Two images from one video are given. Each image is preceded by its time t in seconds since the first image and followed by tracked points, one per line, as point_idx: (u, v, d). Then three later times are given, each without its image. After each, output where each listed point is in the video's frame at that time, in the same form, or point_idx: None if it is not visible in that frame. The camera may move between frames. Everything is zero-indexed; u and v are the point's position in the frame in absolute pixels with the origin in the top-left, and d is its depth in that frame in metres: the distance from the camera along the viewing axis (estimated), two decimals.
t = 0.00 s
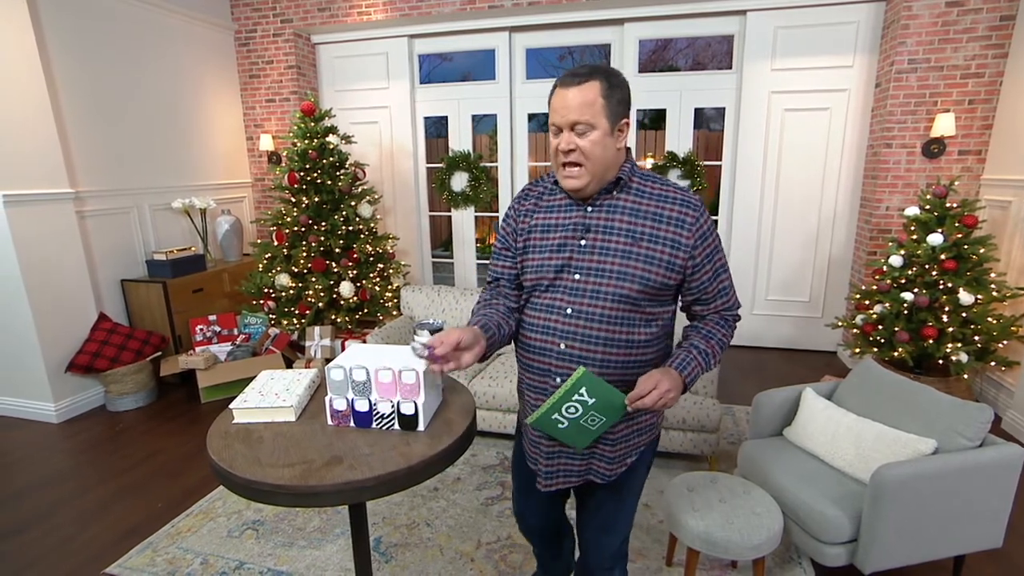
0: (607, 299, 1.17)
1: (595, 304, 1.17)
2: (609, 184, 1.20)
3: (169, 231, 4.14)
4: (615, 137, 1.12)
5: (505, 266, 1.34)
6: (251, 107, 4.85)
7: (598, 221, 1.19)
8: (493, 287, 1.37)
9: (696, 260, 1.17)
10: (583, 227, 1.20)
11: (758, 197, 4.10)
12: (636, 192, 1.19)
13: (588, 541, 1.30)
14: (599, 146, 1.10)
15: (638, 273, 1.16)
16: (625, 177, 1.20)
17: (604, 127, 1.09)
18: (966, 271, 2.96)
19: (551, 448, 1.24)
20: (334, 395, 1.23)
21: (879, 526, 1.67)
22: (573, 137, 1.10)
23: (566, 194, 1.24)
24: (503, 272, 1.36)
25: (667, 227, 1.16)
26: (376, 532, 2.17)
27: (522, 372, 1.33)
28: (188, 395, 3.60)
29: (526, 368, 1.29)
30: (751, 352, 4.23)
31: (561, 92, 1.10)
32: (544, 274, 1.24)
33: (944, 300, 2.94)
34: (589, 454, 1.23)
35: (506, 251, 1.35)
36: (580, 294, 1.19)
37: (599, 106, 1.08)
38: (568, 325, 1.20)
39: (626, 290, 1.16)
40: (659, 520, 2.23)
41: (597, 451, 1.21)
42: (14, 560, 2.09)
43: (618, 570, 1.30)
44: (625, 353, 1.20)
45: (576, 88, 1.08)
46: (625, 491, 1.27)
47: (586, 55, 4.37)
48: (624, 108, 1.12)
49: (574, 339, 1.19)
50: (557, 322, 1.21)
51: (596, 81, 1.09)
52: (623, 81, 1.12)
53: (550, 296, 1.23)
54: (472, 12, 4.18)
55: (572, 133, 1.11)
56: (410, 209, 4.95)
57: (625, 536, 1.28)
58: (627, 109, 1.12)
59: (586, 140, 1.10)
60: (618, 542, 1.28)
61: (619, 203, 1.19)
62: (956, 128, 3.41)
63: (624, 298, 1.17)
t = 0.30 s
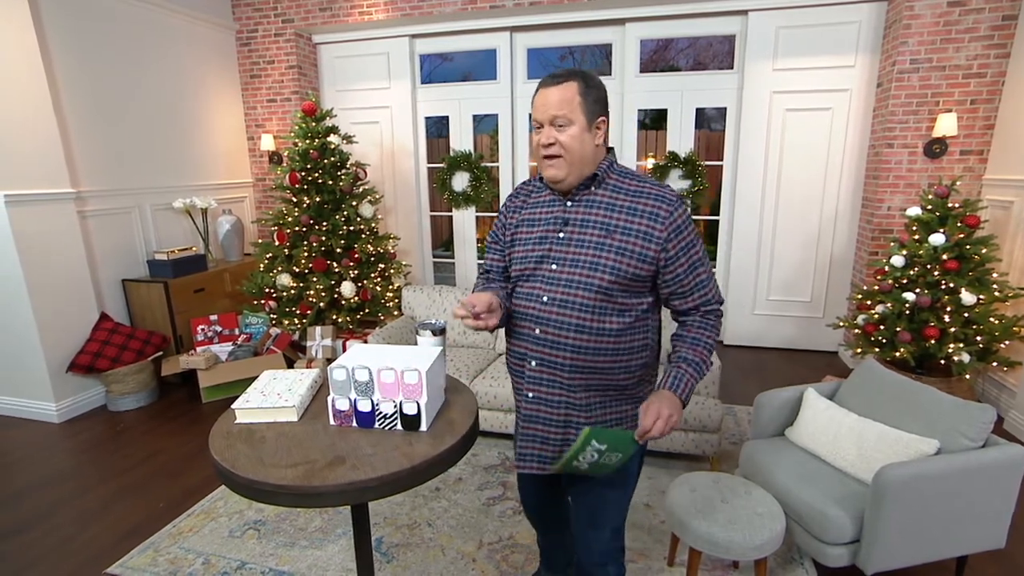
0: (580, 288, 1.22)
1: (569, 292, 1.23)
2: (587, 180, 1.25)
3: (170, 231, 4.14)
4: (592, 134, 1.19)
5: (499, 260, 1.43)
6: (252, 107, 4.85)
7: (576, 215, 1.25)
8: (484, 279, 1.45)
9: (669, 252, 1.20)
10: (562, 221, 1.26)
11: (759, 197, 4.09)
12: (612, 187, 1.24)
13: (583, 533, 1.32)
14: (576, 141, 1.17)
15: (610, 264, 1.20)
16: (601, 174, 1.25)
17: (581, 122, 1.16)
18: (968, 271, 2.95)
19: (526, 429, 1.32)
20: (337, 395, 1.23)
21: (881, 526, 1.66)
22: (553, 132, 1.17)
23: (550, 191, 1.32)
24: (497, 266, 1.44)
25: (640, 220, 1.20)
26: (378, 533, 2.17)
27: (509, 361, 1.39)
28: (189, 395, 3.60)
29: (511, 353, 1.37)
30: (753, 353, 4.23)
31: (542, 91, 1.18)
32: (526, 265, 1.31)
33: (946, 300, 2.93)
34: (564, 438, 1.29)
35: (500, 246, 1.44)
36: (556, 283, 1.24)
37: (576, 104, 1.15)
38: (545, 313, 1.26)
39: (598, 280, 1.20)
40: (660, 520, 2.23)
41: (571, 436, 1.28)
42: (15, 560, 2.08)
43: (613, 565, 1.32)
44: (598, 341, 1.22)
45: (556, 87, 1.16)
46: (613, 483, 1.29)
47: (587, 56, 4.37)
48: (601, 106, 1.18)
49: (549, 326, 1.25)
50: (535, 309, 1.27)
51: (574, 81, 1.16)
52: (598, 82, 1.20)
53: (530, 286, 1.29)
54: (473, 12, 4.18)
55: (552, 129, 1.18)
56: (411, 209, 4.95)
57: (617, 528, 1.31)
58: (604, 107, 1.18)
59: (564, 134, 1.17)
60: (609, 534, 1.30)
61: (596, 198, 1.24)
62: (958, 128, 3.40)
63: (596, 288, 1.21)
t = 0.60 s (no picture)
0: (567, 279, 1.28)
1: (557, 283, 1.28)
2: (577, 180, 1.31)
3: (172, 230, 4.14)
4: (584, 136, 1.24)
5: (494, 255, 1.48)
6: (254, 106, 4.85)
7: (566, 212, 1.30)
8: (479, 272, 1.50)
9: (651, 250, 1.25)
10: (553, 218, 1.32)
11: (762, 196, 4.08)
12: (600, 188, 1.29)
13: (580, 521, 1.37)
14: (570, 140, 1.22)
15: (595, 258, 1.26)
16: (591, 175, 1.31)
17: (575, 124, 1.21)
18: (972, 271, 2.94)
19: (516, 411, 1.37)
20: (341, 395, 1.23)
21: (886, 527, 1.66)
22: (548, 131, 1.22)
23: (544, 190, 1.38)
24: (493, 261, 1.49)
25: (624, 219, 1.25)
26: (380, 532, 2.17)
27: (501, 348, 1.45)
28: (191, 395, 3.60)
29: (502, 341, 1.42)
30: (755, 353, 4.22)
31: (538, 94, 1.23)
32: (519, 258, 1.37)
33: (950, 300, 2.92)
34: (552, 420, 1.34)
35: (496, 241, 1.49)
36: (545, 275, 1.30)
37: (571, 106, 1.20)
38: (534, 302, 1.32)
39: (584, 272, 1.26)
40: (664, 520, 2.23)
41: (558, 416, 1.33)
42: (17, 560, 2.08)
43: (611, 553, 1.35)
44: (582, 329, 1.28)
45: (552, 91, 1.21)
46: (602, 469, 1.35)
47: (589, 56, 4.36)
48: (593, 111, 1.24)
49: (537, 314, 1.31)
50: (525, 299, 1.33)
51: (569, 86, 1.22)
52: (591, 89, 1.25)
53: (521, 277, 1.35)
54: (475, 12, 4.18)
55: (548, 129, 1.23)
56: (413, 208, 4.95)
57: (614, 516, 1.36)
58: (596, 112, 1.24)
59: (559, 134, 1.21)
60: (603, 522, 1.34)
61: (585, 197, 1.29)
62: (962, 127, 3.40)
63: (582, 280, 1.27)
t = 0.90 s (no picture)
0: (575, 269, 1.29)
1: (565, 273, 1.30)
2: (579, 175, 1.33)
3: (176, 230, 4.14)
4: (587, 134, 1.26)
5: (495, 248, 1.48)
6: (258, 106, 4.85)
7: (570, 205, 1.32)
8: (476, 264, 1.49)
9: (651, 240, 1.29)
10: (557, 211, 1.33)
11: (767, 196, 4.07)
12: (602, 183, 1.32)
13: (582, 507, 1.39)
14: (575, 140, 1.24)
15: (602, 249, 1.28)
16: (592, 171, 1.33)
17: (578, 123, 1.23)
18: (979, 271, 2.93)
19: (527, 396, 1.37)
20: (350, 394, 1.22)
21: (895, 527, 1.64)
22: (554, 131, 1.23)
23: (546, 185, 1.38)
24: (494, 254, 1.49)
25: (626, 212, 1.28)
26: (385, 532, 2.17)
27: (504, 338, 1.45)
28: (195, 394, 3.60)
29: (508, 331, 1.42)
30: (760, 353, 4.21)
31: (541, 96, 1.24)
32: (523, 252, 1.37)
33: (956, 300, 2.91)
34: (562, 403, 1.35)
35: (496, 235, 1.48)
36: (553, 266, 1.32)
37: (575, 108, 1.22)
38: (543, 292, 1.33)
39: (591, 263, 1.28)
40: (669, 520, 2.22)
41: (568, 400, 1.34)
42: (22, 559, 2.08)
43: (614, 540, 1.38)
44: (590, 317, 1.31)
45: (555, 92, 1.22)
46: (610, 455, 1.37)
47: (592, 55, 4.35)
48: (594, 110, 1.26)
49: (546, 304, 1.32)
50: (533, 290, 1.34)
51: (571, 87, 1.23)
52: (592, 89, 1.27)
53: (527, 270, 1.35)
54: (479, 11, 4.17)
55: (552, 129, 1.24)
56: (417, 208, 4.96)
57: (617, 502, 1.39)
58: (597, 111, 1.26)
59: (564, 134, 1.23)
60: (607, 505, 1.37)
61: (587, 191, 1.31)
62: (968, 126, 3.38)
63: (589, 270, 1.29)
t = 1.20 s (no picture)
0: (593, 266, 1.29)
1: (582, 270, 1.30)
2: (592, 172, 1.33)
3: (178, 229, 4.13)
4: (600, 130, 1.27)
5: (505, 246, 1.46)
6: (260, 105, 4.84)
7: (585, 202, 1.31)
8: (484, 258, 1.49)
9: (666, 236, 1.30)
10: (572, 208, 1.32)
11: (770, 195, 4.07)
12: (616, 180, 1.32)
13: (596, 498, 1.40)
14: (588, 135, 1.25)
15: (618, 245, 1.28)
16: (606, 168, 1.33)
17: (591, 118, 1.23)
18: (984, 271, 2.92)
19: (546, 393, 1.37)
20: (356, 393, 1.21)
21: (903, 528, 1.63)
22: (566, 126, 1.24)
23: (559, 183, 1.38)
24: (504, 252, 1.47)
25: (642, 208, 1.29)
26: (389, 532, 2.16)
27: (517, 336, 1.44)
28: (197, 394, 3.59)
29: (522, 328, 1.41)
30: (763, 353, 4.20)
31: (554, 93, 1.24)
32: (538, 249, 1.36)
33: (961, 300, 2.90)
34: (580, 399, 1.36)
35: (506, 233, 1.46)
36: (569, 263, 1.31)
37: (588, 103, 1.22)
38: (560, 289, 1.32)
39: (609, 259, 1.29)
40: (675, 520, 2.21)
41: (586, 395, 1.34)
42: (25, 559, 2.07)
43: (627, 531, 1.38)
44: (608, 313, 1.31)
45: (568, 88, 1.23)
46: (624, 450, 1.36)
47: (593, 55, 4.35)
48: (607, 106, 1.27)
49: (564, 301, 1.31)
50: (550, 287, 1.34)
51: (583, 84, 1.24)
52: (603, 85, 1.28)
53: (543, 267, 1.35)
54: (481, 10, 4.17)
55: (565, 125, 1.25)
56: (419, 208, 4.96)
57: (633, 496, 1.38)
58: (609, 107, 1.27)
59: (577, 129, 1.24)
60: (621, 499, 1.36)
61: (602, 188, 1.31)
62: (973, 125, 3.37)
63: (607, 267, 1.29)
